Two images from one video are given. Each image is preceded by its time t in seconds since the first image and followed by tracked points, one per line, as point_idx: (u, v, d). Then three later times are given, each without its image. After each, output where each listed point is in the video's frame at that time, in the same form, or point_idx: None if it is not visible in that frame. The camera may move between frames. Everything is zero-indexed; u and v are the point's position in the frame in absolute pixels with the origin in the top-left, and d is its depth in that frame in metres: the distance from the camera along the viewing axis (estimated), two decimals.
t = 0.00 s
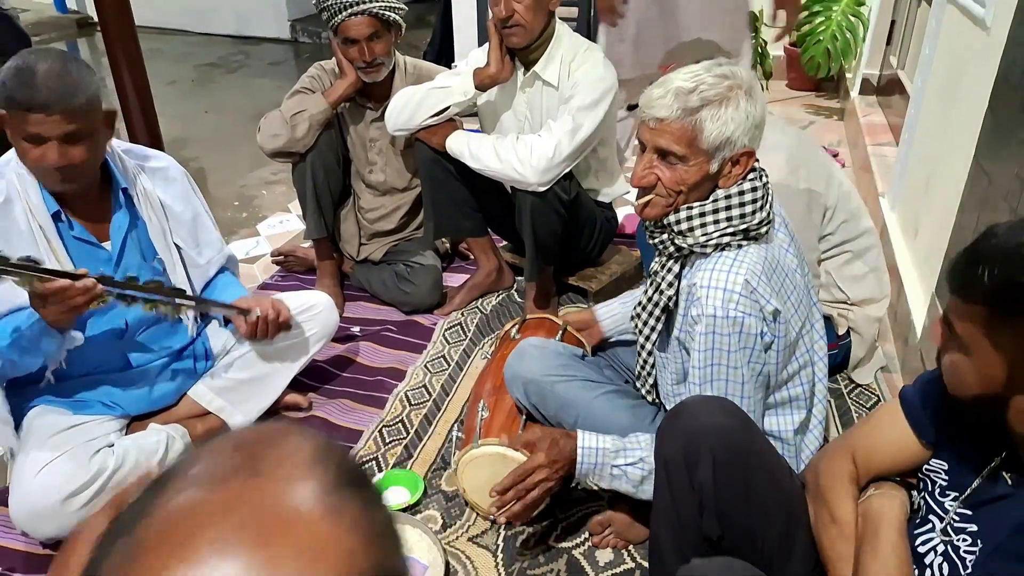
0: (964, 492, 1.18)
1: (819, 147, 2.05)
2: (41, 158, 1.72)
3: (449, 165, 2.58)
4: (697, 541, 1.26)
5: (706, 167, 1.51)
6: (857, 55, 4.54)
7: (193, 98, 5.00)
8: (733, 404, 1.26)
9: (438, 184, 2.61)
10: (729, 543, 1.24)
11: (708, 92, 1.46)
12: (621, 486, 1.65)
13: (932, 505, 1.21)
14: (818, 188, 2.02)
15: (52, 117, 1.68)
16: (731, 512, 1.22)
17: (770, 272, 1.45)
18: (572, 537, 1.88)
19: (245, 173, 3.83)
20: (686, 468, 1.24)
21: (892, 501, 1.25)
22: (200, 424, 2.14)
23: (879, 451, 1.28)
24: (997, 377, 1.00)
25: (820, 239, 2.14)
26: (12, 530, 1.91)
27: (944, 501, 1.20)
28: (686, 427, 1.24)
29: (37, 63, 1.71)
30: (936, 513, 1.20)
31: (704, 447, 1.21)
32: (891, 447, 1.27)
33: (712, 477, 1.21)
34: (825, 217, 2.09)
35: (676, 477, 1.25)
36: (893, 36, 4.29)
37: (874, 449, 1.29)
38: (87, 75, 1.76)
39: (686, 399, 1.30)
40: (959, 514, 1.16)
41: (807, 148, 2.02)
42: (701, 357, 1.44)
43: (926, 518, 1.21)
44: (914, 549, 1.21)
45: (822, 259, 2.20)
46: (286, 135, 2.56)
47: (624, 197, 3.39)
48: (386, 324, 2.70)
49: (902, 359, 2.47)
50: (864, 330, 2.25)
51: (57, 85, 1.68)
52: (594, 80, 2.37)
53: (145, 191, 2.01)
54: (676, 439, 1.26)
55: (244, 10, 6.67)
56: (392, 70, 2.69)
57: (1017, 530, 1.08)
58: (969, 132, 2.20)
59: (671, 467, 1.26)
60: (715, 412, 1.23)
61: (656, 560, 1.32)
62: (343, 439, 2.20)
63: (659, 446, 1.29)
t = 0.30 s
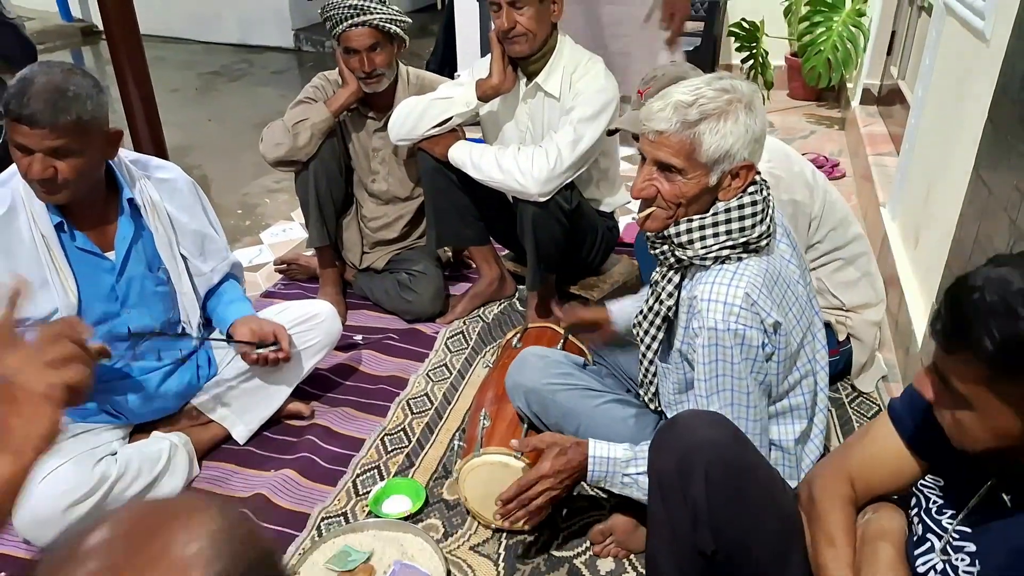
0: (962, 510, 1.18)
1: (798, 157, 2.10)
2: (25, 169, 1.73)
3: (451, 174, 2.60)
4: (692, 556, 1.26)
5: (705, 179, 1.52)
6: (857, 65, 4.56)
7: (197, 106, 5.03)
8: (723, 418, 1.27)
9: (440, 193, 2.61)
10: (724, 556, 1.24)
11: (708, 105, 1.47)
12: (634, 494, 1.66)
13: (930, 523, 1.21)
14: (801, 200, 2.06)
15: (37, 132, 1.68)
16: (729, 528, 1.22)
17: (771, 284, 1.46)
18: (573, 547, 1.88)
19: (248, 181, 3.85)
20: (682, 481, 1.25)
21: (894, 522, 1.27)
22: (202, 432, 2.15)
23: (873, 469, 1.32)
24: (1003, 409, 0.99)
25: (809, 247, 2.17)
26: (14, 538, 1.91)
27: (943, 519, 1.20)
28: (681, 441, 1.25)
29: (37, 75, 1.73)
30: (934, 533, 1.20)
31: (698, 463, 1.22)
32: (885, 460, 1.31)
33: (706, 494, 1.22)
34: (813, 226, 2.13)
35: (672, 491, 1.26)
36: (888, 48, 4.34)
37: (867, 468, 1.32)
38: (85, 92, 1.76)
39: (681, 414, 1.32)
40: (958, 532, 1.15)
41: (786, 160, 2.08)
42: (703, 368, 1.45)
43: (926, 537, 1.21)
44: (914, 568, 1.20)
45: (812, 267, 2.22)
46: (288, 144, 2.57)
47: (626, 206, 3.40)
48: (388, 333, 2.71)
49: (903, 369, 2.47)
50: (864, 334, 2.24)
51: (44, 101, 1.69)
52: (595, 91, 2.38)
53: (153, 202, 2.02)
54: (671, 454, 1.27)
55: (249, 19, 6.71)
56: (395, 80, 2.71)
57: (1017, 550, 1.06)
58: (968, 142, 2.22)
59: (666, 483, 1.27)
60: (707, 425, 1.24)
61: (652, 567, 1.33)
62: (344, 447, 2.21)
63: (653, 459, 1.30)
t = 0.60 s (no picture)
0: (963, 530, 1.20)
1: (803, 162, 2.10)
2: (35, 170, 1.74)
3: (454, 178, 2.61)
4: (693, 560, 1.27)
5: (713, 184, 1.52)
6: (861, 72, 4.57)
7: (201, 111, 5.05)
8: (726, 423, 1.27)
9: (443, 198, 2.62)
10: (726, 559, 1.25)
11: (717, 110, 1.48)
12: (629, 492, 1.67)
13: (928, 539, 1.24)
14: (806, 205, 2.06)
15: (45, 130, 1.71)
16: (727, 530, 1.23)
17: (777, 289, 1.47)
18: (573, 552, 1.89)
19: (252, 185, 3.87)
20: (682, 486, 1.25)
21: (890, 539, 1.25)
22: (205, 435, 2.17)
23: (876, 484, 1.30)
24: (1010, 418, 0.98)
25: (812, 252, 2.17)
26: (17, 539, 1.92)
27: (942, 536, 1.23)
28: (682, 447, 1.24)
29: (44, 77, 1.74)
30: (933, 550, 1.23)
31: (700, 468, 1.22)
32: (888, 478, 1.29)
33: (708, 499, 1.22)
34: (818, 231, 2.13)
35: (673, 496, 1.26)
36: (894, 54, 4.34)
37: (871, 483, 1.31)
38: (91, 96, 1.78)
39: (684, 417, 1.31)
40: (959, 554, 1.19)
41: (791, 164, 2.08)
42: (707, 372, 1.46)
43: (925, 552, 1.24)
44: None
45: (815, 272, 2.22)
46: (292, 148, 2.59)
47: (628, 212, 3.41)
48: (390, 337, 2.73)
49: (905, 376, 2.47)
50: (867, 342, 2.25)
51: (52, 101, 1.71)
52: (598, 99, 2.40)
53: (157, 204, 2.03)
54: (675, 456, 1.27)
55: (253, 25, 6.75)
56: (398, 85, 2.72)
57: None
58: (971, 150, 2.22)
59: (668, 487, 1.27)
60: (706, 431, 1.24)
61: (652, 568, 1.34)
62: (346, 451, 2.22)
63: (655, 463, 1.30)
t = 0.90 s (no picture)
0: (965, 533, 1.21)
1: (826, 157, 2.09)
2: (49, 168, 1.76)
3: (458, 180, 2.62)
4: (694, 559, 1.28)
5: (718, 181, 1.53)
6: (866, 72, 4.58)
7: (205, 114, 5.07)
8: (727, 420, 1.27)
9: (447, 199, 2.63)
10: (728, 558, 1.27)
11: (723, 107, 1.49)
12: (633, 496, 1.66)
13: (930, 538, 1.25)
14: (830, 200, 2.04)
15: (60, 128, 1.72)
16: (728, 528, 1.24)
17: (780, 287, 1.48)
18: (578, 551, 1.89)
19: (257, 187, 3.89)
20: (683, 486, 1.25)
21: (892, 539, 1.25)
22: (210, 435, 2.18)
23: (877, 487, 1.31)
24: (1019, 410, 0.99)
25: (832, 247, 2.16)
26: (24, 539, 1.93)
27: (944, 538, 1.23)
28: (682, 448, 1.25)
29: (52, 75, 1.75)
30: (935, 550, 1.23)
31: (699, 470, 1.23)
32: (894, 481, 1.30)
33: (708, 500, 1.23)
34: (839, 225, 2.12)
35: (674, 496, 1.27)
36: (900, 54, 4.34)
37: (871, 486, 1.32)
38: (100, 97, 1.79)
39: (684, 419, 1.31)
40: (960, 557, 1.19)
41: (814, 160, 2.06)
42: (709, 369, 1.47)
43: (926, 552, 1.24)
44: None
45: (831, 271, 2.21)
46: (296, 150, 2.60)
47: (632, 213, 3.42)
48: (395, 338, 2.74)
49: (910, 377, 2.48)
50: (875, 343, 2.26)
51: (63, 96, 1.72)
52: (601, 99, 2.40)
53: (162, 204, 2.05)
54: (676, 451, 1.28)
55: (257, 27, 6.77)
56: (402, 87, 2.74)
57: None
58: (978, 149, 2.22)
59: (669, 487, 1.27)
60: (712, 431, 1.24)
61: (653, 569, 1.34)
62: (351, 451, 2.23)
63: (655, 466, 1.30)
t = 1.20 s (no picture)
0: (966, 532, 1.20)
1: (839, 155, 2.07)
2: (75, 176, 1.78)
3: (461, 180, 2.62)
4: (697, 552, 1.28)
5: (726, 177, 1.52)
6: (870, 71, 4.57)
7: (207, 116, 5.08)
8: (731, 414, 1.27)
9: (451, 200, 2.64)
10: (729, 551, 1.28)
11: (732, 103, 1.48)
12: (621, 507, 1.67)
13: (931, 537, 1.23)
14: (845, 202, 2.04)
15: (82, 135, 1.74)
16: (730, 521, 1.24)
17: (789, 285, 1.47)
18: (581, 551, 1.89)
19: (260, 189, 3.90)
20: (686, 480, 1.25)
21: (894, 540, 1.25)
22: (214, 436, 2.18)
23: (875, 488, 1.31)
24: None
25: (840, 248, 2.15)
26: (28, 539, 1.93)
27: (945, 537, 1.22)
28: (687, 439, 1.24)
29: (58, 78, 1.76)
30: (936, 550, 1.22)
31: (702, 461, 1.22)
32: (895, 482, 1.30)
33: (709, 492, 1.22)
34: (849, 227, 2.11)
35: (676, 489, 1.26)
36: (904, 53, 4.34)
37: (869, 487, 1.32)
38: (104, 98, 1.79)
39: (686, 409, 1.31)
40: (962, 557, 1.18)
41: (827, 157, 2.04)
42: (717, 368, 1.46)
43: (926, 552, 1.23)
44: None
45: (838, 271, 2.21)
46: (299, 151, 2.61)
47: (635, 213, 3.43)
48: (398, 339, 2.74)
49: (914, 377, 2.47)
50: (880, 345, 2.25)
51: (80, 104, 1.73)
52: (606, 98, 2.40)
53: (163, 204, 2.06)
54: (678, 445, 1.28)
55: (260, 29, 6.79)
56: (405, 87, 2.74)
57: None
58: (982, 147, 2.22)
59: (671, 482, 1.26)
60: (707, 425, 1.23)
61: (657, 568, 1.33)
62: (355, 451, 2.23)
63: (659, 458, 1.28)
